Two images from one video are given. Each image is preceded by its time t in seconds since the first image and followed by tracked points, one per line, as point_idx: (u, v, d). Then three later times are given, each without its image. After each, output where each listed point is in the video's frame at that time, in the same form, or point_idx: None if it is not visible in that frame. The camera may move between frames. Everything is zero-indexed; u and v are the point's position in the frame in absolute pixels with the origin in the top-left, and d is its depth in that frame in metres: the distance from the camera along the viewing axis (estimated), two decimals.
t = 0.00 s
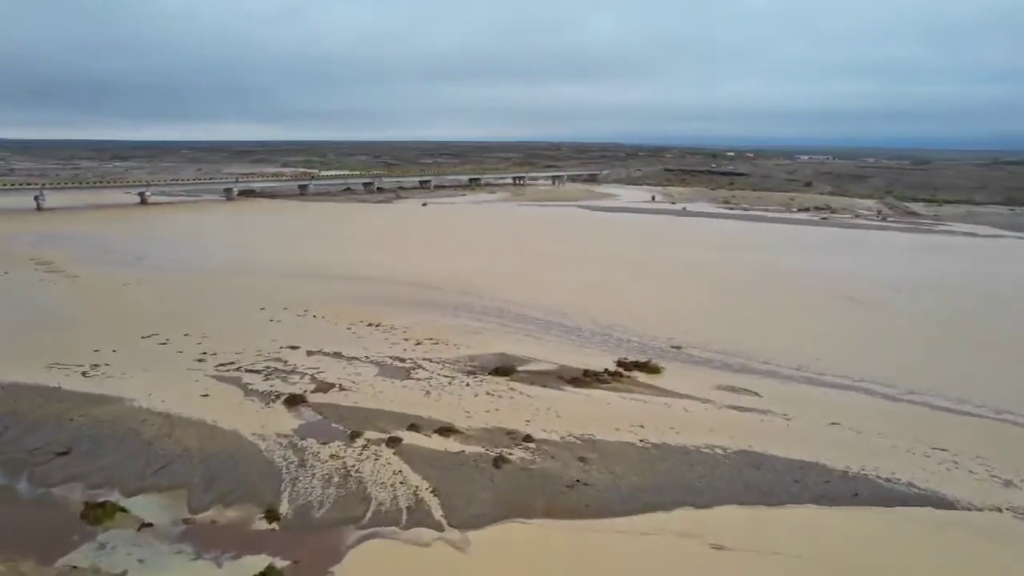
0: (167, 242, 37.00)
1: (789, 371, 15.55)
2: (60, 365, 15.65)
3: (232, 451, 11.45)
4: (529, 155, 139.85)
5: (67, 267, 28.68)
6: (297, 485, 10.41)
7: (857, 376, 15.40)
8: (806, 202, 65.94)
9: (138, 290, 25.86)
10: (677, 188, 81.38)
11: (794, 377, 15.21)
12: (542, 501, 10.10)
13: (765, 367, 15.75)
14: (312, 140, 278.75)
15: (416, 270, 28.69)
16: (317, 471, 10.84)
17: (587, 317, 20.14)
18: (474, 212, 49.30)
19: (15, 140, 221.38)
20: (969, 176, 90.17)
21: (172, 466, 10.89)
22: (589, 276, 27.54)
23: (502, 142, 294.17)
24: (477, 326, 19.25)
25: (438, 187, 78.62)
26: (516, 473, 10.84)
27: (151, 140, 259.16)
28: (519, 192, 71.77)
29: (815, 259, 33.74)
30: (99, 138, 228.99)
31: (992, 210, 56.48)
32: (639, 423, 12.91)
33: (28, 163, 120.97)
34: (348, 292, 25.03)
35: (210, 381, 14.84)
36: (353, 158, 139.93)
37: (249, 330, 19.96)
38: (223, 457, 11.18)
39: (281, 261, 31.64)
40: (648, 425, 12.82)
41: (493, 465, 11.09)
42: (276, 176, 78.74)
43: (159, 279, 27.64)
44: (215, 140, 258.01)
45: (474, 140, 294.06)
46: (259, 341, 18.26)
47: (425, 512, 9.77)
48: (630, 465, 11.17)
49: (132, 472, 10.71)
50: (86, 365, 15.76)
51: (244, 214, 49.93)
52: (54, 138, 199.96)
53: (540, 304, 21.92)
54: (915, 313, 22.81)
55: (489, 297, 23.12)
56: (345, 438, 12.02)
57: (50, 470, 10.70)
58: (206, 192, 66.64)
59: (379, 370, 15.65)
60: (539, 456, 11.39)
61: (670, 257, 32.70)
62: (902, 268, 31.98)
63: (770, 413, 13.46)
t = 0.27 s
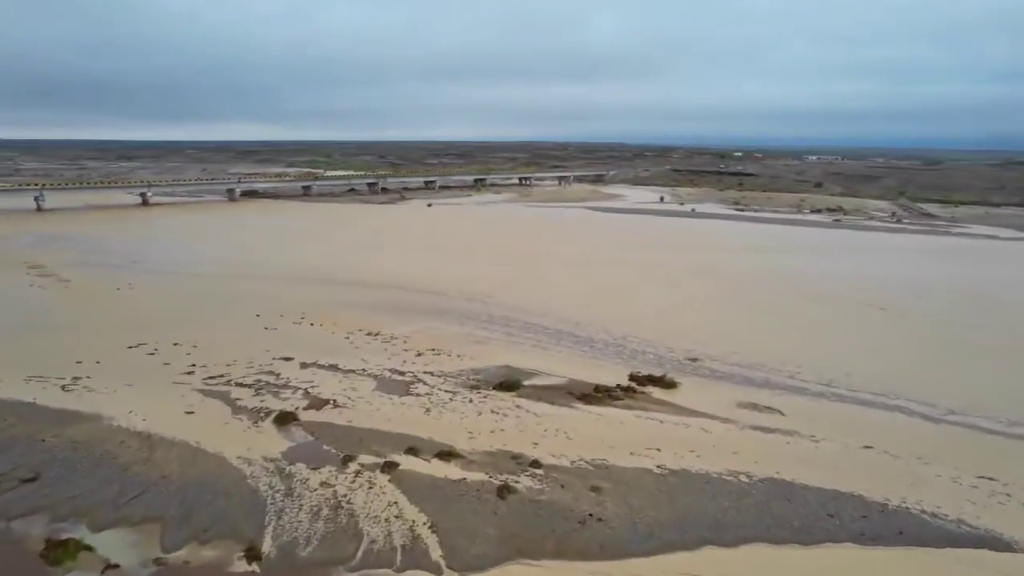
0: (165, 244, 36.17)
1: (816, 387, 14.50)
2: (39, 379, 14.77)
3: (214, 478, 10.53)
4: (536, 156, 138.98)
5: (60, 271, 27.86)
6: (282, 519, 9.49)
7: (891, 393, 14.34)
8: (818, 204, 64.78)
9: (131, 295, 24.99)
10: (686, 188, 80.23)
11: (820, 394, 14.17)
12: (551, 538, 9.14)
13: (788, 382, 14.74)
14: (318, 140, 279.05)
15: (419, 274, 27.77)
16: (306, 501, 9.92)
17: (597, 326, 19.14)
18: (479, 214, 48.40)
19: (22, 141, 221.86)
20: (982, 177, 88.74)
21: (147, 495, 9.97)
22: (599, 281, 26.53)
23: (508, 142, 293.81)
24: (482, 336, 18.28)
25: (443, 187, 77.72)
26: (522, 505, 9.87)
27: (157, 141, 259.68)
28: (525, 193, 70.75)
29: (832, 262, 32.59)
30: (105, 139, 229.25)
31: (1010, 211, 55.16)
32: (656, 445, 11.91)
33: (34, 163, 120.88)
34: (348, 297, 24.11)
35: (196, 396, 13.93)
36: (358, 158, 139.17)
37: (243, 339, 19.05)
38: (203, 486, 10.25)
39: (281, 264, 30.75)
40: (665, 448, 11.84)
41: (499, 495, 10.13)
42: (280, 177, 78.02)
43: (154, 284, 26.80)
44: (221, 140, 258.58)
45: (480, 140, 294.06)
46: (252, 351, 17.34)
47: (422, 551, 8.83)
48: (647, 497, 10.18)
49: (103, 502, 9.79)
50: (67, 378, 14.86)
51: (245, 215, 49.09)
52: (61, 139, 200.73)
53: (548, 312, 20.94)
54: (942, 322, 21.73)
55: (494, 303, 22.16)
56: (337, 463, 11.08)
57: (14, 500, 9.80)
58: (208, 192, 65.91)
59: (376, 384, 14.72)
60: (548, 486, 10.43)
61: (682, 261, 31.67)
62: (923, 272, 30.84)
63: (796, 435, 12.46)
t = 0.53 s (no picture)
0: (163, 247, 35.32)
1: (847, 407, 13.46)
2: (15, 394, 13.87)
3: (191, 510, 9.60)
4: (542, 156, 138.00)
5: (52, 275, 27.04)
6: (263, 560, 8.54)
7: (931, 413, 13.27)
8: (829, 205, 63.55)
9: (124, 301, 24.10)
10: (695, 189, 79.07)
11: (849, 414, 13.12)
12: None
13: (814, 400, 13.70)
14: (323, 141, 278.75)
15: (422, 279, 26.82)
16: (291, 538, 8.98)
17: (609, 334, 18.12)
18: (484, 216, 47.44)
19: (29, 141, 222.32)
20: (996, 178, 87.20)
21: (116, 530, 9.04)
22: (608, 286, 25.50)
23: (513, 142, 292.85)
24: (486, 347, 17.30)
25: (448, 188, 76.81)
26: (529, 544, 8.90)
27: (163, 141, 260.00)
28: (531, 194, 69.74)
29: (849, 266, 31.44)
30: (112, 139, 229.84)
31: None
32: (676, 473, 10.92)
33: (40, 163, 120.67)
34: (347, 303, 23.17)
35: (180, 414, 13.02)
36: (363, 158, 138.40)
37: (235, 349, 18.13)
38: (178, 520, 9.32)
39: (280, 268, 29.86)
40: (686, 476, 10.84)
41: (503, 531, 9.17)
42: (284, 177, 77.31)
43: (148, 289, 25.95)
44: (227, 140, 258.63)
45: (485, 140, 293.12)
46: (243, 363, 16.41)
47: None
48: (668, 535, 9.19)
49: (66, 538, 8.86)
50: (44, 393, 13.96)
51: (247, 216, 48.23)
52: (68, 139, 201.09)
53: (556, 320, 19.91)
54: (972, 330, 20.61)
55: (499, 310, 21.17)
56: (327, 493, 10.13)
57: None
58: (211, 193, 65.18)
59: (373, 401, 13.77)
60: (557, 521, 9.46)
61: (694, 264, 30.58)
62: (946, 276, 29.66)
63: (828, 460, 11.42)
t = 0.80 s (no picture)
0: (160, 249, 34.51)
1: (881, 427, 12.43)
2: None
3: (162, 549, 8.67)
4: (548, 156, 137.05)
5: (43, 280, 26.22)
6: None
7: (977, 435, 12.19)
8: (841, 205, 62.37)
9: (115, 307, 23.27)
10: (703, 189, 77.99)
11: (884, 436, 12.08)
12: None
13: (845, 420, 12.67)
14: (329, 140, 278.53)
15: (424, 284, 25.89)
16: None
17: (621, 343, 17.12)
18: (490, 217, 46.50)
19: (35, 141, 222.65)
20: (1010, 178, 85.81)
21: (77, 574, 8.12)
22: (619, 290, 24.50)
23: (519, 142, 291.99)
24: (491, 358, 16.33)
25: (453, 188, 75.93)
26: None
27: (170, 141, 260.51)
28: (536, 194, 68.78)
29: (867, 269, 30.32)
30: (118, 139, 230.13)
31: None
32: (698, 506, 9.93)
33: (44, 163, 120.45)
34: (346, 309, 22.25)
35: (161, 433, 12.12)
36: (368, 158, 137.69)
37: (225, 359, 17.26)
38: (147, 562, 8.40)
39: (278, 271, 28.99)
40: (709, 509, 9.87)
41: None
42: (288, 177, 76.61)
43: (141, 294, 25.10)
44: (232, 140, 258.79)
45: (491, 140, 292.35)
46: (232, 375, 15.53)
47: None
48: None
49: None
50: (18, 411, 13.09)
51: (248, 217, 47.46)
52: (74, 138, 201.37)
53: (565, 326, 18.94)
54: (1005, 337, 19.49)
55: (505, 316, 20.21)
56: (314, 529, 9.20)
57: None
58: (213, 193, 64.46)
59: (368, 420, 12.86)
60: (568, 564, 8.49)
61: (706, 268, 29.54)
62: (970, 280, 28.50)
63: (864, 490, 10.40)
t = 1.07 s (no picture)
0: (160, 251, 33.73)
1: (923, 453, 11.40)
2: None
3: None
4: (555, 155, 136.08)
5: (36, 284, 25.47)
6: None
7: None
8: (856, 207, 61.09)
9: (107, 313, 22.44)
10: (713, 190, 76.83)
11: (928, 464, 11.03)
12: None
13: (883, 445, 11.63)
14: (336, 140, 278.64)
15: (429, 289, 24.98)
16: None
17: (636, 356, 16.11)
18: (497, 219, 45.57)
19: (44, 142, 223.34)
20: None
21: None
22: (632, 296, 23.45)
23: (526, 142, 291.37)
24: (497, 372, 15.37)
25: (459, 188, 75.05)
26: None
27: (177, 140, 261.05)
28: (545, 195, 67.74)
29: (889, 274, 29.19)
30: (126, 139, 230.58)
31: None
32: (725, 546, 8.94)
33: (52, 163, 120.36)
34: (347, 317, 21.36)
35: (141, 456, 11.23)
36: (375, 158, 136.92)
37: (217, 370, 16.39)
38: None
39: (279, 275, 28.15)
40: (738, 550, 8.88)
41: None
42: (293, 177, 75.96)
43: (136, 298, 24.27)
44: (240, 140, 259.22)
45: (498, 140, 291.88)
46: (223, 389, 14.67)
47: None
48: None
49: None
50: None
51: (251, 218, 46.64)
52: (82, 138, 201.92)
53: (576, 336, 17.95)
54: None
55: (512, 324, 19.24)
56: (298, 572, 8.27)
57: None
58: (218, 193, 63.79)
59: (365, 443, 11.94)
60: None
61: (722, 272, 28.45)
62: (998, 285, 27.31)
63: (910, 528, 9.37)
